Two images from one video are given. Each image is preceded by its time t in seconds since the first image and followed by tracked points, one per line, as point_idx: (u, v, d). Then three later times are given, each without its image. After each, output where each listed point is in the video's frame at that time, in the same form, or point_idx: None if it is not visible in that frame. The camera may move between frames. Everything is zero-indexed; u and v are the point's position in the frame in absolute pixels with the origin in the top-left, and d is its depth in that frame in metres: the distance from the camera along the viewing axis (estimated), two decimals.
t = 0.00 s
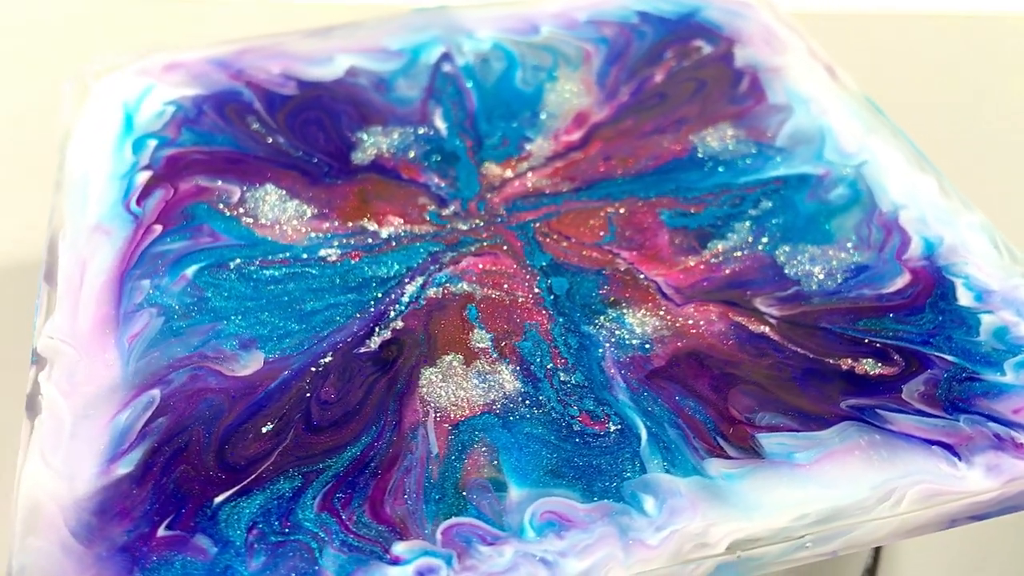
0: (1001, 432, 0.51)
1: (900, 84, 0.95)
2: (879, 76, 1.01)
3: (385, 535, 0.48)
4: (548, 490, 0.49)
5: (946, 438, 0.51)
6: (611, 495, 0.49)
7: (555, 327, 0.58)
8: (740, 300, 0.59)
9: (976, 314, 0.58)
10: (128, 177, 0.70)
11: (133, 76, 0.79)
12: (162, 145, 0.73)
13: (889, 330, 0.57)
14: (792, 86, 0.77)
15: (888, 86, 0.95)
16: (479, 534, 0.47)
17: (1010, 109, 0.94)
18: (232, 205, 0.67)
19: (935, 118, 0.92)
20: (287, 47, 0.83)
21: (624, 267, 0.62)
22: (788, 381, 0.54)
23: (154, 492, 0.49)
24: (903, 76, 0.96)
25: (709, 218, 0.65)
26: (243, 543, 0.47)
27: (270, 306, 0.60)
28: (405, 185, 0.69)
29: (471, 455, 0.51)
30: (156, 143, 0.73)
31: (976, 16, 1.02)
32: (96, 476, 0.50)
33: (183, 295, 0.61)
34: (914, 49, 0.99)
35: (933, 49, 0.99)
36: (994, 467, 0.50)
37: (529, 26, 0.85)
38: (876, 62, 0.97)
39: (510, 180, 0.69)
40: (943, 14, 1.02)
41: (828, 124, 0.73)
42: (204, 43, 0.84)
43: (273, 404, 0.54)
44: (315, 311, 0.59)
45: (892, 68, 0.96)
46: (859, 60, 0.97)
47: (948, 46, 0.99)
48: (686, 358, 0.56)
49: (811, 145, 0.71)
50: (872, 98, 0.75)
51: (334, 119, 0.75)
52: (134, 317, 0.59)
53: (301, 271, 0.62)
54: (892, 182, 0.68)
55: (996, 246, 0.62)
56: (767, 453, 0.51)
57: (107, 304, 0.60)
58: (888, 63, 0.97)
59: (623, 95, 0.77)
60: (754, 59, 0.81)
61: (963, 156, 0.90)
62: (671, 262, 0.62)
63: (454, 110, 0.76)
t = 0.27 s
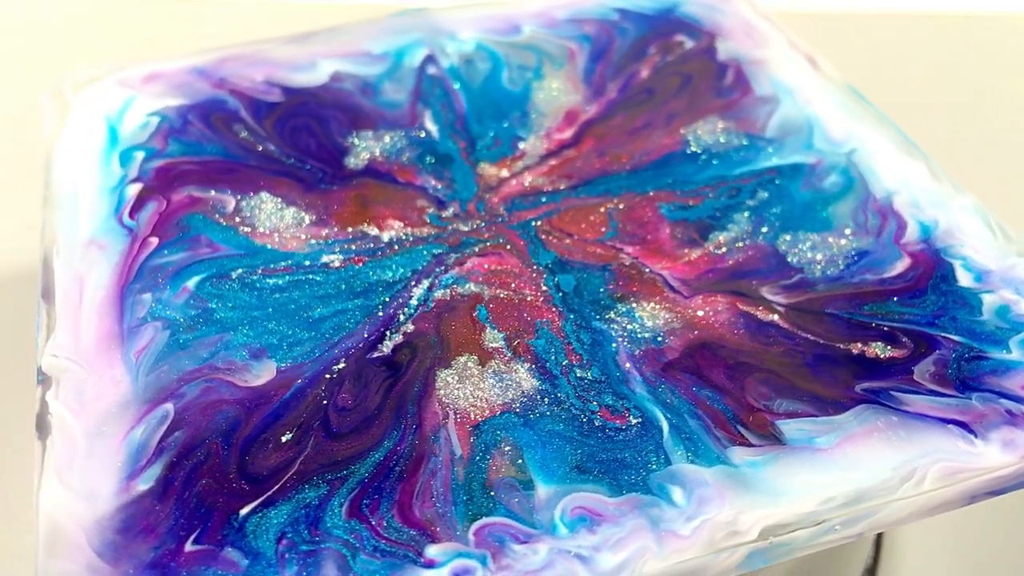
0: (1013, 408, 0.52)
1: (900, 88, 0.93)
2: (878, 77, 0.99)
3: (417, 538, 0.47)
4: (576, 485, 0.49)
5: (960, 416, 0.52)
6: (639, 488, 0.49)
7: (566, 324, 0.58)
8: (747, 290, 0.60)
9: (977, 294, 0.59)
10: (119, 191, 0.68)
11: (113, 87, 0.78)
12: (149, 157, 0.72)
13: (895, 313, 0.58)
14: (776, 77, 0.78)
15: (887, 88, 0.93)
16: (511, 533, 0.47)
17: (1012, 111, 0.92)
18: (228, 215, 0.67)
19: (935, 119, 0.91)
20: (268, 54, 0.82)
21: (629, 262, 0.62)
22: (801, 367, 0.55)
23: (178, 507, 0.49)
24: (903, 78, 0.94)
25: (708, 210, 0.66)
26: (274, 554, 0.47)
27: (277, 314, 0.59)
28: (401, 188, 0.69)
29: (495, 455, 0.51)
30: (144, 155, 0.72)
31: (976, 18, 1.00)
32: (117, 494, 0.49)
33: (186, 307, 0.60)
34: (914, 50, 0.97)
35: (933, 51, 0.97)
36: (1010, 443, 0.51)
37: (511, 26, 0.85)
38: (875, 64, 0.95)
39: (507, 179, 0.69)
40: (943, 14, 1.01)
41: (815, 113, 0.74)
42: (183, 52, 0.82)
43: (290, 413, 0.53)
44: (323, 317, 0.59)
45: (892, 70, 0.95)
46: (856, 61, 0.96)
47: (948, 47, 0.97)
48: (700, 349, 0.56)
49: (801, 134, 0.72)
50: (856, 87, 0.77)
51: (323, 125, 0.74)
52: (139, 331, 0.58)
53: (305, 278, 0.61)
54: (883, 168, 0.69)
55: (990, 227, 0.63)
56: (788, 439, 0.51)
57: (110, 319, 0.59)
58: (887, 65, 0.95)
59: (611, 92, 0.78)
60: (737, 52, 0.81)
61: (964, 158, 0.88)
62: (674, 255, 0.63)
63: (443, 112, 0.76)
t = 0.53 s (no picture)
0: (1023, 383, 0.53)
1: (900, 87, 0.94)
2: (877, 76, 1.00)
3: (450, 540, 0.47)
4: (604, 479, 0.50)
5: (972, 393, 0.53)
6: (667, 479, 0.49)
7: (578, 320, 0.58)
8: (752, 280, 0.61)
9: (976, 274, 0.60)
10: (110, 204, 0.67)
11: (93, 100, 0.76)
12: (138, 169, 0.70)
13: (899, 295, 0.59)
14: (759, 69, 0.79)
15: (886, 87, 0.95)
16: (545, 530, 0.47)
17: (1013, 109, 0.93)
18: (225, 225, 0.66)
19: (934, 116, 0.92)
20: (249, 62, 0.82)
21: (634, 256, 0.63)
22: (813, 352, 0.56)
23: (205, 521, 0.48)
24: (903, 78, 0.95)
25: (706, 202, 0.67)
26: (308, 563, 0.46)
27: (285, 323, 0.59)
28: (398, 191, 0.68)
29: (520, 453, 0.51)
30: (132, 168, 0.71)
31: (976, 18, 1.01)
32: (140, 512, 0.48)
33: (192, 319, 0.59)
34: (913, 50, 0.98)
35: (933, 50, 0.98)
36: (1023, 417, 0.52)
37: (491, 26, 0.85)
38: (873, 64, 0.97)
39: (503, 179, 0.69)
40: (942, 14, 1.02)
41: (800, 103, 0.75)
42: (162, 63, 0.81)
43: (309, 421, 0.53)
44: (332, 324, 0.58)
45: (891, 70, 0.96)
46: (855, 61, 0.97)
47: (947, 47, 0.99)
48: (712, 339, 0.57)
49: (789, 124, 0.73)
50: (838, 75, 0.78)
51: (313, 132, 0.74)
52: (146, 345, 0.57)
53: (310, 285, 0.61)
54: (873, 155, 0.70)
55: (983, 207, 0.64)
56: (808, 423, 0.52)
57: (114, 335, 0.58)
58: (886, 65, 0.97)
59: (598, 88, 0.78)
60: (719, 45, 0.82)
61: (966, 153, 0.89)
62: (678, 248, 0.63)
63: (432, 114, 0.76)
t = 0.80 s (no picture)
0: None
1: (901, 87, 0.96)
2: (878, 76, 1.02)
3: (483, 539, 0.47)
4: (630, 472, 0.50)
5: (981, 370, 0.54)
6: (692, 469, 0.50)
7: (588, 315, 0.58)
8: (757, 269, 0.61)
9: (973, 254, 0.61)
10: (102, 219, 0.66)
11: (75, 113, 0.75)
12: (128, 182, 0.69)
13: (901, 279, 0.60)
14: (742, 61, 0.80)
15: (886, 87, 0.96)
16: (576, 525, 0.47)
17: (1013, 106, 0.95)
18: (223, 235, 0.65)
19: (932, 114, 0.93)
20: (231, 70, 0.80)
21: (637, 250, 0.63)
22: (823, 338, 0.57)
23: (232, 534, 0.47)
24: (902, 77, 0.97)
25: (703, 194, 0.67)
26: (341, 570, 0.46)
27: (294, 331, 0.58)
28: (396, 195, 0.68)
29: (544, 451, 0.51)
30: (121, 181, 0.69)
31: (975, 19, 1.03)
32: (165, 528, 0.48)
33: (198, 331, 0.58)
34: (912, 51, 1.00)
35: (934, 51, 1.00)
36: None
37: (472, 27, 0.85)
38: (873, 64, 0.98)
39: (500, 179, 0.69)
40: (940, 15, 1.04)
41: (786, 94, 0.76)
42: (142, 73, 0.80)
43: (328, 429, 0.52)
44: (342, 330, 0.58)
45: (891, 70, 0.97)
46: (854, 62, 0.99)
47: (946, 47, 1.00)
48: (723, 329, 0.57)
49: (776, 116, 0.74)
50: (821, 65, 0.79)
51: (303, 138, 0.73)
52: (154, 359, 0.56)
53: (316, 292, 0.60)
54: (863, 142, 0.71)
55: (974, 190, 0.66)
56: (825, 408, 0.53)
57: (120, 350, 0.57)
58: (885, 65, 0.98)
59: (585, 86, 0.78)
60: (701, 39, 0.83)
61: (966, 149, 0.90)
62: (680, 240, 0.64)
63: (422, 116, 0.75)
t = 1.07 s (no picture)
0: None
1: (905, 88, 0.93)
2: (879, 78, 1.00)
3: (518, 538, 0.47)
4: (656, 464, 0.50)
5: (988, 347, 0.55)
6: (718, 457, 0.50)
7: (599, 311, 0.59)
8: (760, 258, 0.62)
9: (968, 235, 0.63)
10: (95, 234, 0.65)
11: (56, 128, 0.73)
12: (118, 196, 0.68)
13: (902, 262, 0.61)
14: (724, 54, 0.81)
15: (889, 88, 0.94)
16: (609, 519, 0.48)
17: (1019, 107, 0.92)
18: (221, 246, 0.64)
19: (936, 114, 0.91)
20: (212, 79, 0.79)
21: (641, 244, 0.63)
22: (832, 323, 0.57)
23: (264, 547, 0.47)
24: (905, 77, 0.94)
25: (700, 186, 0.68)
26: None
27: (304, 340, 0.58)
28: (393, 199, 0.67)
29: (569, 447, 0.51)
30: (111, 195, 0.68)
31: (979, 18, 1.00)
32: (194, 544, 0.47)
33: (206, 343, 0.57)
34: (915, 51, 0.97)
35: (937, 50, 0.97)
36: None
37: (453, 29, 0.85)
38: (874, 65, 0.96)
39: (496, 179, 0.69)
40: (943, 14, 1.01)
41: (770, 85, 0.77)
42: (120, 85, 0.78)
43: (350, 435, 0.52)
44: (354, 336, 0.58)
45: (894, 71, 0.95)
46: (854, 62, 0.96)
47: (944, 43, 0.98)
48: (733, 318, 0.58)
49: (763, 107, 0.75)
50: (802, 56, 0.80)
51: (292, 146, 0.72)
52: (165, 374, 0.55)
53: (323, 299, 0.60)
54: (850, 130, 0.72)
55: (963, 172, 0.67)
56: (841, 391, 0.53)
57: (128, 367, 0.56)
58: (886, 66, 0.96)
59: (571, 84, 0.78)
60: (681, 33, 0.83)
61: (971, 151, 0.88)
62: (682, 232, 0.64)
63: (411, 119, 0.75)
